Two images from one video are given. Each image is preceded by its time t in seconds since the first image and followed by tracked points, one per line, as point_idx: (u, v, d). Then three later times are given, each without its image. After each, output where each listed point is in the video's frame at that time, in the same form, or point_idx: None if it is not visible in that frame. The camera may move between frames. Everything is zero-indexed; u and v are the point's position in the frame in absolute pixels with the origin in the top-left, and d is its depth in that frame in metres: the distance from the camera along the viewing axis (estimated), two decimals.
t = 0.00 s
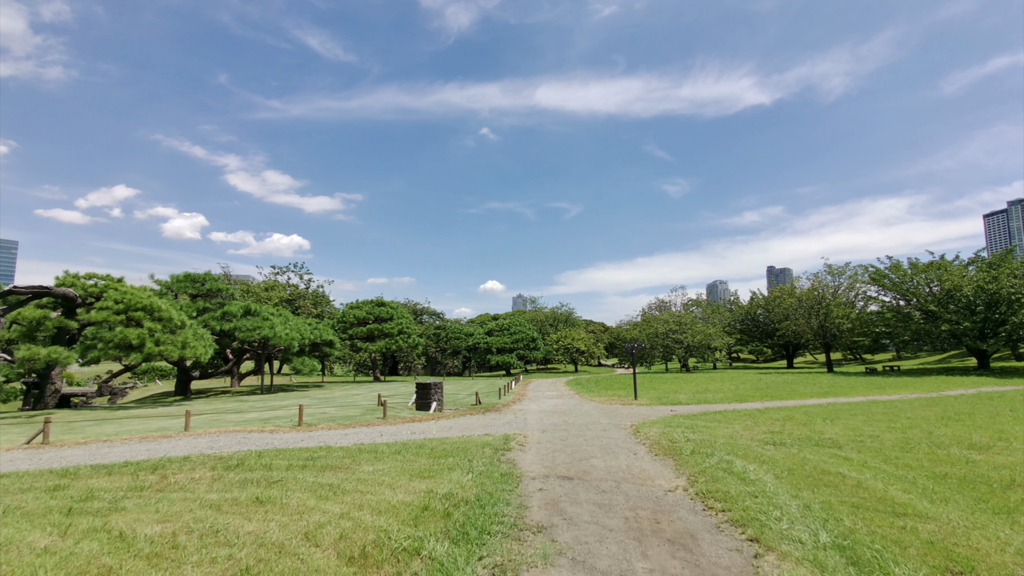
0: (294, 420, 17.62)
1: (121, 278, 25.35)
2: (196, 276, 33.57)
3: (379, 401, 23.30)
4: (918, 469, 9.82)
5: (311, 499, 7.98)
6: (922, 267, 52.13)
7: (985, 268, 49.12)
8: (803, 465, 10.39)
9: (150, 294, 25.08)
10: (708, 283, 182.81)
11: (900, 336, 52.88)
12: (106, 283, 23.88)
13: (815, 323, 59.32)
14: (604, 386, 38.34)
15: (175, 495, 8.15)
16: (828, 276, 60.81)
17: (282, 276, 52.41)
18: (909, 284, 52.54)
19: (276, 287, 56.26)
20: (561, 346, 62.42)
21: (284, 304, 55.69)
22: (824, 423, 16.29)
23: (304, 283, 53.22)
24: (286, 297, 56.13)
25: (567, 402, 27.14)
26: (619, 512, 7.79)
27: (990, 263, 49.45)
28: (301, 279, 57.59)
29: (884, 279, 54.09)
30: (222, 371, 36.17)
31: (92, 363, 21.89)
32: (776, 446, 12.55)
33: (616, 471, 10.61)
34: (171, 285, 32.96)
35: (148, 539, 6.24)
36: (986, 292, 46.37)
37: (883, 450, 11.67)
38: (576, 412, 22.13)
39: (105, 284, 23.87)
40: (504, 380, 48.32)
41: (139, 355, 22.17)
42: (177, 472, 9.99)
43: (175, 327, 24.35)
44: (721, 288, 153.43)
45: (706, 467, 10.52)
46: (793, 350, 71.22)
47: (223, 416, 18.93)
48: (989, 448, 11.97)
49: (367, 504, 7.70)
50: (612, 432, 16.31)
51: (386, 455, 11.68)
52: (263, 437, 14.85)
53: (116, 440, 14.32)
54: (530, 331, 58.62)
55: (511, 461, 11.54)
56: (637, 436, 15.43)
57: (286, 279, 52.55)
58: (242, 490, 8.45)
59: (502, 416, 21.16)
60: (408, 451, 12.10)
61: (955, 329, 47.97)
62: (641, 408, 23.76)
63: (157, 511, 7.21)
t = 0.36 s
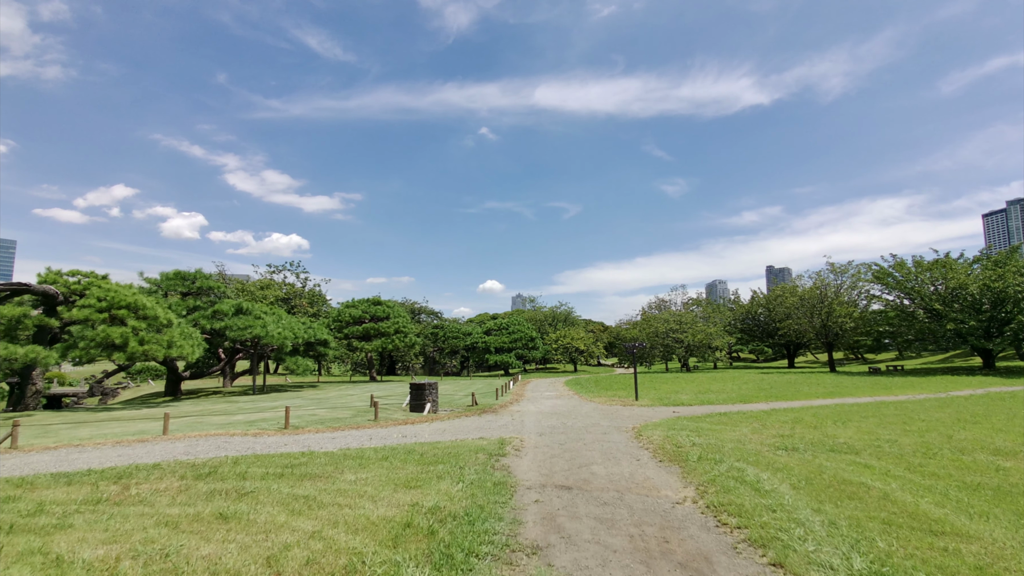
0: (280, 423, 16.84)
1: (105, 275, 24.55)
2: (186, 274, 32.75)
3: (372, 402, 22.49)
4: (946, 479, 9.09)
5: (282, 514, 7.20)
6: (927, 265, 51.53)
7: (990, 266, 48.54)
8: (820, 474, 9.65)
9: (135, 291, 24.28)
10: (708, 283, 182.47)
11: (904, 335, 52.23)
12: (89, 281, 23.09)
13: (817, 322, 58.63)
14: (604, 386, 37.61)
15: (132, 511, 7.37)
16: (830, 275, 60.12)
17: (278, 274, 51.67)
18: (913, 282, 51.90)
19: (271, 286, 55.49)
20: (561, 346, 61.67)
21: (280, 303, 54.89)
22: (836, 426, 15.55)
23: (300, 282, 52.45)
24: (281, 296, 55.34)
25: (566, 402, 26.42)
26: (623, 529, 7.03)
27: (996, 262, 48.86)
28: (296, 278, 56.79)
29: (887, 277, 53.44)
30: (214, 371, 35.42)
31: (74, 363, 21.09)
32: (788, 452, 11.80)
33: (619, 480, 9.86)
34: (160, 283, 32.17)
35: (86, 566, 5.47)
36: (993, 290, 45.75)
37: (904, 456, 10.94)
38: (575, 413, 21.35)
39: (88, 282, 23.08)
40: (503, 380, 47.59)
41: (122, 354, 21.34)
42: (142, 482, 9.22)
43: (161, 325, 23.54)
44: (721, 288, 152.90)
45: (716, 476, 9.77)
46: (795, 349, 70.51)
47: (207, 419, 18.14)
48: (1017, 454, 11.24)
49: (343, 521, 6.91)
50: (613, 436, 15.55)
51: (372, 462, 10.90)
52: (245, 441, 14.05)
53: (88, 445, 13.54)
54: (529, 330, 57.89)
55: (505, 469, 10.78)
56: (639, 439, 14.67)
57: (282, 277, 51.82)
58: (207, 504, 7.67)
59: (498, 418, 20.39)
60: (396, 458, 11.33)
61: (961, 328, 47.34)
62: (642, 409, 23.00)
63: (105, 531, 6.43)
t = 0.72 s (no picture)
0: (272, 425, 16.14)
1: (96, 272, 23.88)
2: (182, 272, 32.10)
3: (370, 402, 21.76)
4: (991, 489, 8.36)
5: (260, 529, 6.47)
6: (938, 263, 50.67)
7: (1003, 265, 47.75)
8: (850, 484, 8.90)
9: (127, 289, 23.59)
10: (710, 283, 181.61)
11: (914, 334, 51.42)
12: (79, 278, 22.43)
13: (825, 322, 57.75)
14: (608, 386, 36.86)
15: (92, 527, 6.65)
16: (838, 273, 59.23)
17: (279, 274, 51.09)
18: (923, 281, 51.11)
19: (271, 285, 54.91)
20: (564, 346, 60.94)
21: (280, 302, 54.31)
22: (855, 429, 14.81)
23: (301, 281, 51.88)
24: (282, 295, 54.75)
25: (570, 403, 25.66)
26: (639, 546, 6.29)
27: (1008, 260, 48.08)
28: (296, 277, 56.16)
29: (897, 276, 52.65)
30: (211, 371, 34.78)
31: (62, 363, 20.42)
32: (811, 457, 11.06)
33: (630, 489, 9.13)
34: (156, 281, 31.49)
35: None
36: (1006, 289, 44.95)
37: (938, 462, 10.20)
38: (580, 415, 20.61)
39: (78, 279, 22.42)
40: (506, 380, 46.93)
41: (112, 353, 20.61)
42: (114, 491, 8.47)
43: (154, 324, 22.85)
44: (723, 287, 152.12)
45: (736, 484, 9.03)
46: (801, 349, 69.62)
47: (197, 421, 17.42)
48: None
49: (326, 537, 6.17)
50: (622, 439, 14.79)
51: (365, 468, 10.16)
52: (233, 444, 13.33)
53: (68, 448, 12.87)
54: (532, 330, 57.22)
55: (508, 475, 10.06)
56: (648, 443, 13.95)
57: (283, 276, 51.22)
58: (178, 517, 6.92)
59: (501, 420, 19.67)
60: (391, 463, 10.60)
61: (972, 328, 46.52)
62: (649, 410, 22.24)
63: (56, 552, 5.74)
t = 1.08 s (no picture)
0: (259, 429, 15.39)
1: (82, 269, 23.12)
2: (174, 270, 31.32)
3: (363, 404, 21.01)
4: None
5: (223, 553, 5.73)
6: (944, 262, 49.96)
7: (1010, 263, 47.11)
8: (879, 497, 8.17)
9: (114, 287, 22.84)
10: (711, 283, 181.02)
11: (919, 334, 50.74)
12: (64, 275, 21.69)
13: (828, 321, 57.05)
14: (609, 386, 36.19)
15: (36, 550, 5.92)
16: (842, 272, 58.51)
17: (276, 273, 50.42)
18: (929, 280, 50.46)
19: (267, 284, 54.18)
20: (564, 345, 60.24)
21: (277, 301, 53.60)
22: (872, 434, 14.09)
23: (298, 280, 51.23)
24: (279, 294, 54.04)
25: (571, 404, 24.93)
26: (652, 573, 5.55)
27: (1015, 258, 47.45)
28: (293, 276, 55.44)
29: (902, 274, 52.00)
30: (204, 371, 34.06)
31: (45, 363, 19.68)
32: (830, 465, 10.33)
33: (638, 502, 8.40)
34: (147, 279, 30.75)
35: None
36: (1013, 287, 44.31)
37: (969, 472, 9.49)
38: (581, 417, 19.89)
39: (63, 276, 21.67)
40: (505, 380, 46.24)
41: (97, 353, 19.84)
42: (72, 506, 7.71)
43: (141, 323, 22.09)
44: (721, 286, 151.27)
45: (754, 497, 8.30)
46: (803, 349, 68.89)
47: (181, 424, 16.68)
48: None
49: (298, 564, 5.42)
50: (626, 443, 14.04)
51: (351, 477, 9.42)
52: (215, 450, 12.59)
53: (39, 454, 12.13)
54: (532, 330, 56.50)
55: (505, 486, 9.31)
56: (655, 449, 13.21)
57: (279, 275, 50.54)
58: (133, 540, 6.17)
59: (499, 423, 18.92)
60: (380, 472, 9.86)
61: (979, 327, 45.87)
62: (653, 412, 21.48)
63: None
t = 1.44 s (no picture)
0: (249, 433, 14.70)
1: (73, 267, 22.55)
2: (171, 268, 30.77)
3: (361, 406, 20.30)
4: None
5: None
6: (958, 260, 48.79)
7: None
8: (923, 517, 7.34)
9: (106, 284, 22.26)
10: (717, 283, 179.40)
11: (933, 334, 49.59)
12: (54, 273, 21.13)
13: (839, 321, 55.89)
14: (615, 387, 35.39)
15: None
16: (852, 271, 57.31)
17: (278, 272, 49.91)
18: (943, 278, 49.32)
19: (269, 283, 53.75)
20: (569, 345, 59.42)
21: (279, 300, 53.14)
22: (899, 440, 13.21)
23: (300, 279, 50.70)
24: (281, 294, 53.57)
25: (576, 406, 24.16)
26: None
27: None
28: (295, 275, 54.92)
29: (915, 272, 50.88)
30: (203, 372, 33.53)
31: (33, 364, 19.11)
32: (861, 476, 9.48)
33: (651, 519, 7.59)
34: (143, 278, 30.19)
35: None
36: None
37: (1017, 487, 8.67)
38: (586, 420, 19.09)
39: (53, 274, 21.12)
40: (509, 381, 45.47)
41: (86, 353, 19.24)
42: (27, 522, 7.03)
43: (133, 322, 21.48)
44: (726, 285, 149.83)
45: (781, 513, 7.47)
46: (812, 348, 67.68)
47: (169, 428, 16.02)
48: None
49: None
50: (635, 449, 13.25)
51: (338, 488, 8.69)
52: (199, 455, 11.91)
53: (14, 460, 11.49)
54: (536, 330, 55.71)
55: (505, 498, 8.54)
56: (665, 456, 12.38)
57: (281, 274, 50.00)
58: (79, 566, 5.45)
59: (501, 426, 18.15)
60: (370, 482, 9.12)
61: (996, 327, 44.72)
62: (661, 415, 20.64)
63: None
